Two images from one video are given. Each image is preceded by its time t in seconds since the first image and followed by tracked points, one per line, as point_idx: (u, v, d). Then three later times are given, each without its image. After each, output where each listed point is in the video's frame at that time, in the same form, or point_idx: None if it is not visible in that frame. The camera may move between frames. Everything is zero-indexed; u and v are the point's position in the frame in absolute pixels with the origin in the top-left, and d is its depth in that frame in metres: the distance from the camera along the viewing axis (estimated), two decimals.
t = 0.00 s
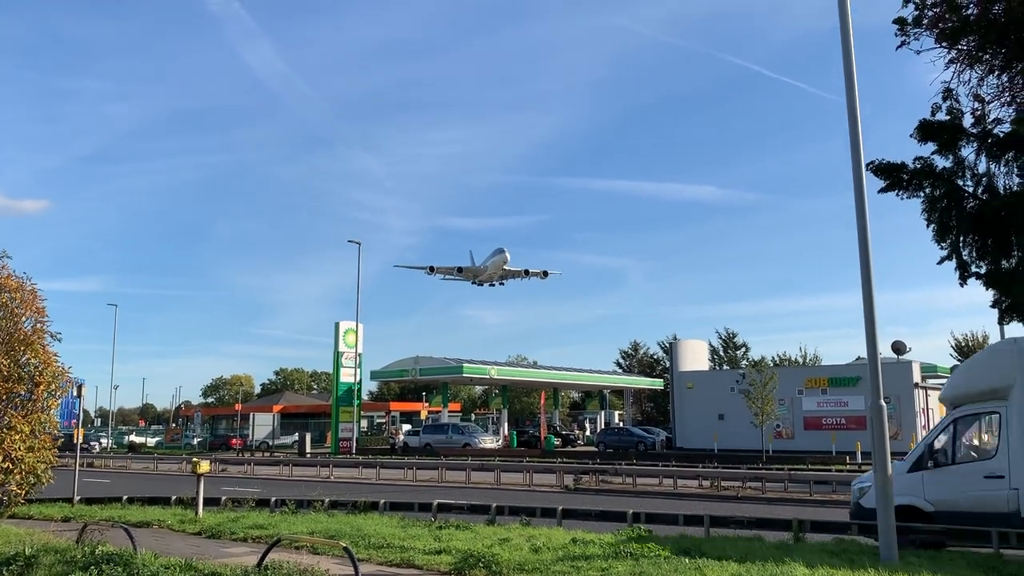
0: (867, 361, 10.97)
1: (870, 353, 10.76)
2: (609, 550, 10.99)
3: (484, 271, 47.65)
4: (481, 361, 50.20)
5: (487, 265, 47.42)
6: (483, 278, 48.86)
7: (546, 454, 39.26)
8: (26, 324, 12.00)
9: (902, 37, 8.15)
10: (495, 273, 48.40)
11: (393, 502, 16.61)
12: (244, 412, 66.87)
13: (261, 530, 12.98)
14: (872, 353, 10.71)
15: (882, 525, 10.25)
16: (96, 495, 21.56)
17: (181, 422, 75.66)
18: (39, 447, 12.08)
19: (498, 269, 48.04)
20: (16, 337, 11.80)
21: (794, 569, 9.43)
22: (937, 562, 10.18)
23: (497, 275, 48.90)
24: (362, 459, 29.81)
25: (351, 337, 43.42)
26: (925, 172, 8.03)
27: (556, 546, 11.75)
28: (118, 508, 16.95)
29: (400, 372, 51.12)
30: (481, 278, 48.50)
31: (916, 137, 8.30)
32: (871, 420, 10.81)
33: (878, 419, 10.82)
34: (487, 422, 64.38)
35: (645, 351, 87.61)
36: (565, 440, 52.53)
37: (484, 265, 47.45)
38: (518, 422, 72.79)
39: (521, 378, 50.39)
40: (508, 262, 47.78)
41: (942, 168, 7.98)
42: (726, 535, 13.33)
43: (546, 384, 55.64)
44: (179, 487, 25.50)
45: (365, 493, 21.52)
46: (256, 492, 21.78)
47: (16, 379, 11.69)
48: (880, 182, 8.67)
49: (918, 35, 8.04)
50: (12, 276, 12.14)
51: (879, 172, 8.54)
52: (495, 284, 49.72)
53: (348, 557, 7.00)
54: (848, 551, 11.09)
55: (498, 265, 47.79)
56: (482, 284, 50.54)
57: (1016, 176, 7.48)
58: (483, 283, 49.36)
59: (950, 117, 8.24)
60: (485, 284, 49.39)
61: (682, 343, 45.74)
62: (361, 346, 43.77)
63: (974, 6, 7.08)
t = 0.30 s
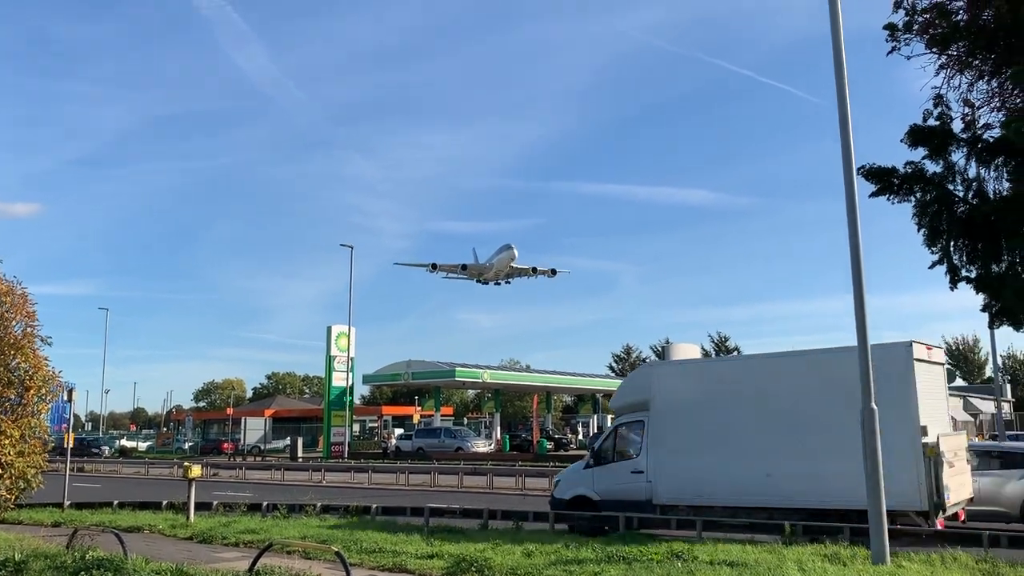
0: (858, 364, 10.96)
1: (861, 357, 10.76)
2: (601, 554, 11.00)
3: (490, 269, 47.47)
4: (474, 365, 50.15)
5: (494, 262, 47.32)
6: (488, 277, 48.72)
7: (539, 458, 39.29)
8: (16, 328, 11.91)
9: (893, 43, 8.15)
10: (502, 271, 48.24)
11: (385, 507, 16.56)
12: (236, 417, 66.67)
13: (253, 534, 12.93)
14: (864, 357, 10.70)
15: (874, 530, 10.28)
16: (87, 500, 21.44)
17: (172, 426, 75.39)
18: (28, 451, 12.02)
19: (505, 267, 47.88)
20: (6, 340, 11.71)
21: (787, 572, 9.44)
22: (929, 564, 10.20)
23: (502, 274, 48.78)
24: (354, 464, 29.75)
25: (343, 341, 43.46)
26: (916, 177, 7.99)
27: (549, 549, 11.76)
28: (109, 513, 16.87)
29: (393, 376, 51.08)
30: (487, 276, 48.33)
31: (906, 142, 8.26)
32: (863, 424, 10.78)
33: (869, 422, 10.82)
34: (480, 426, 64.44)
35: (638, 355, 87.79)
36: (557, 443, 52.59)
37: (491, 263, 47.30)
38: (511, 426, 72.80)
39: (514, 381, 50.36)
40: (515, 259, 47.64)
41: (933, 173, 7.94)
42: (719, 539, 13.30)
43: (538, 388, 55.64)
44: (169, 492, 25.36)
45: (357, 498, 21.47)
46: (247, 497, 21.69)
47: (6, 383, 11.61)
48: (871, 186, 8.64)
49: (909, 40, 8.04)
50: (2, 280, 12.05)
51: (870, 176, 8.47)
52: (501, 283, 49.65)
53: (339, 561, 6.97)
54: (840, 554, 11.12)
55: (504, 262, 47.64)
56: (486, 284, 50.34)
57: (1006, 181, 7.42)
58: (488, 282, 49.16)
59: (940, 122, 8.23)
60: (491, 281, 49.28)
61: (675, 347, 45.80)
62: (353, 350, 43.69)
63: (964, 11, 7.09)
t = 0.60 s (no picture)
0: (844, 371, 11.06)
1: (847, 364, 10.86)
2: (588, 560, 11.00)
3: (493, 267, 47.14)
4: (461, 371, 50.03)
5: (497, 260, 47.02)
6: (490, 276, 48.47)
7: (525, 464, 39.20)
8: None
9: (878, 53, 8.19)
10: (504, 269, 47.96)
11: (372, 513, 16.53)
12: (221, 421, 66.22)
13: (239, 541, 12.84)
14: (849, 365, 10.81)
15: (859, 534, 10.32)
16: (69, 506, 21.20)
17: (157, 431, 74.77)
18: (10, 457, 11.89)
19: (509, 265, 47.52)
20: None
21: None
22: (914, 570, 10.26)
23: (504, 273, 48.69)
24: (340, 470, 29.61)
25: (329, 346, 43.26)
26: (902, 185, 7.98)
27: (535, 555, 11.75)
28: (92, 519, 16.71)
29: (379, 381, 50.92)
30: (490, 275, 48.07)
31: (891, 150, 8.25)
32: (849, 430, 10.86)
33: (854, 429, 10.88)
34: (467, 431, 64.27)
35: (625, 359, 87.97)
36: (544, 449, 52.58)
37: (494, 261, 46.98)
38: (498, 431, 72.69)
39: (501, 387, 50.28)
40: (518, 257, 47.26)
41: (918, 182, 7.93)
42: (705, 545, 13.33)
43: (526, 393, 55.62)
44: (153, 498, 25.16)
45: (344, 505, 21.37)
46: (233, 503, 21.52)
47: None
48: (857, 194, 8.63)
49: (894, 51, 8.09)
50: None
51: (857, 184, 8.44)
52: (503, 281, 49.60)
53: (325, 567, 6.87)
54: (826, 560, 11.17)
55: (508, 261, 47.25)
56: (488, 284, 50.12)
57: (991, 190, 7.42)
58: (489, 280, 48.98)
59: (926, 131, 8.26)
60: (493, 280, 49.09)
61: (662, 352, 45.91)
62: (340, 355, 43.51)
63: (948, 22, 7.13)
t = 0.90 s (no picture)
0: (823, 381, 11.10)
1: (827, 374, 10.90)
2: (568, 569, 10.94)
3: (491, 266, 47.08)
4: (441, 378, 49.87)
5: (496, 259, 46.95)
6: (487, 276, 48.37)
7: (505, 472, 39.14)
8: None
9: (863, 66, 8.27)
10: (501, 270, 47.91)
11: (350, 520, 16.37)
12: (198, 428, 65.53)
13: (216, 549, 12.66)
14: (829, 375, 10.85)
15: (837, 542, 10.35)
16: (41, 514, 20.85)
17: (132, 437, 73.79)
18: None
19: (508, 265, 47.50)
20: None
21: None
22: None
23: (500, 274, 48.56)
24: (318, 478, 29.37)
25: (308, 352, 42.95)
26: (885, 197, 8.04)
27: (516, 564, 11.69)
28: (65, 527, 16.41)
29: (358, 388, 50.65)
30: (486, 275, 47.95)
31: (874, 163, 8.32)
32: (828, 440, 10.90)
33: (833, 439, 10.94)
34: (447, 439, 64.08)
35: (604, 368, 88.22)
36: (524, 457, 52.51)
37: (493, 260, 46.95)
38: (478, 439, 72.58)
39: (481, 395, 50.15)
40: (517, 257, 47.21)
41: (900, 194, 8.02)
42: (684, 554, 13.33)
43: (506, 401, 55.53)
44: (127, 506, 24.82)
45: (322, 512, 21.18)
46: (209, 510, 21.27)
47: None
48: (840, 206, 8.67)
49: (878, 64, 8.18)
50: None
51: (840, 196, 8.48)
52: (498, 283, 49.45)
53: None
54: (804, 569, 11.21)
55: (506, 260, 47.25)
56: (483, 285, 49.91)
57: (972, 203, 7.54)
58: (486, 280, 48.87)
59: (908, 144, 8.33)
60: (490, 281, 49.00)
61: (641, 361, 46.03)
62: (319, 362, 43.18)
63: (933, 37, 7.23)
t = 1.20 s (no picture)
0: (799, 394, 11.13)
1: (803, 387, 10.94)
2: None
3: (488, 267, 46.90)
4: (416, 388, 49.57)
5: (493, 260, 46.76)
6: (482, 277, 48.15)
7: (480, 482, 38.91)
8: None
9: (846, 84, 8.35)
10: (497, 272, 47.70)
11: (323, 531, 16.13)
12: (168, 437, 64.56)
13: (186, 560, 12.40)
14: (804, 389, 10.89)
15: (811, 553, 10.39)
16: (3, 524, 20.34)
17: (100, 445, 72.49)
18: None
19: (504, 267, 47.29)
20: None
21: None
22: None
23: (496, 276, 48.33)
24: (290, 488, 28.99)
25: (282, 361, 42.41)
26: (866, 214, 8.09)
27: None
28: (31, 537, 16.02)
29: (332, 398, 50.18)
30: (482, 276, 47.73)
31: (856, 179, 8.39)
32: (803, 452, 10.94)
33: (808, 452, 10.98)
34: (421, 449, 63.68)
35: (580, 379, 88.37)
36: (499, 468, 52.33)
37: (489, 260, 46.78)
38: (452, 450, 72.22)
39: (456, 405, 49.92)
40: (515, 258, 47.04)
41: (881, 212, 8.08)
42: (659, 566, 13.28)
43: (481, 411, 55.33)
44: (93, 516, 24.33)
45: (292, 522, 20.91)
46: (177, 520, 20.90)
47: None
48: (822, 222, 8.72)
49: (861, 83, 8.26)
50: None
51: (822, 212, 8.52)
52: (493, 284, 49.21)
53: None
54: None
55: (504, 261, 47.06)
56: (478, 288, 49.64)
57: (949, 222, 7.62)
58: (481, 282, 48.67)
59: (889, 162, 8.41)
60: (485, 283, 48.78)
61: (617, 372, 46.12)
62: (292, 370, 42.68)
63: (914, 57, 7.32)
